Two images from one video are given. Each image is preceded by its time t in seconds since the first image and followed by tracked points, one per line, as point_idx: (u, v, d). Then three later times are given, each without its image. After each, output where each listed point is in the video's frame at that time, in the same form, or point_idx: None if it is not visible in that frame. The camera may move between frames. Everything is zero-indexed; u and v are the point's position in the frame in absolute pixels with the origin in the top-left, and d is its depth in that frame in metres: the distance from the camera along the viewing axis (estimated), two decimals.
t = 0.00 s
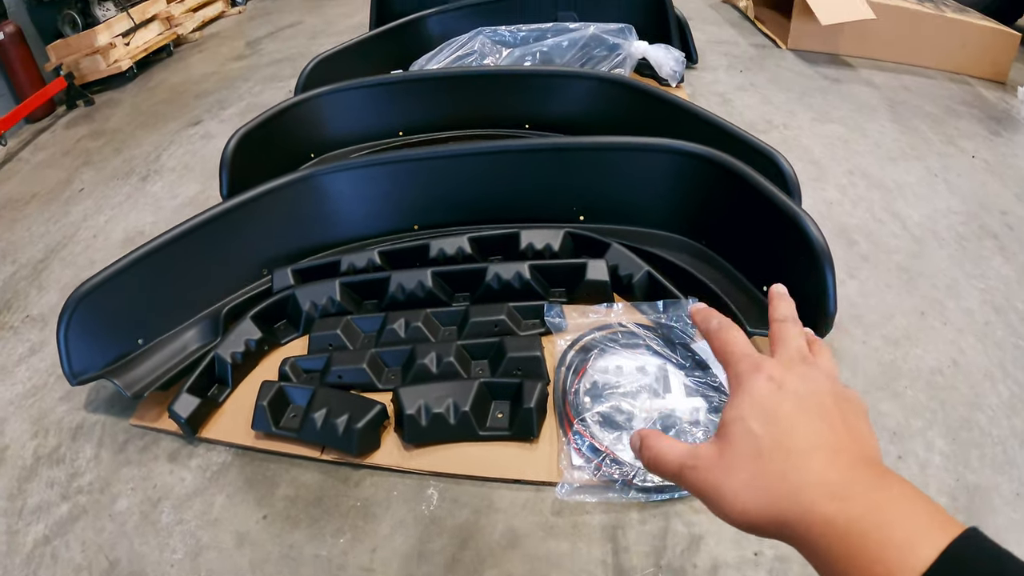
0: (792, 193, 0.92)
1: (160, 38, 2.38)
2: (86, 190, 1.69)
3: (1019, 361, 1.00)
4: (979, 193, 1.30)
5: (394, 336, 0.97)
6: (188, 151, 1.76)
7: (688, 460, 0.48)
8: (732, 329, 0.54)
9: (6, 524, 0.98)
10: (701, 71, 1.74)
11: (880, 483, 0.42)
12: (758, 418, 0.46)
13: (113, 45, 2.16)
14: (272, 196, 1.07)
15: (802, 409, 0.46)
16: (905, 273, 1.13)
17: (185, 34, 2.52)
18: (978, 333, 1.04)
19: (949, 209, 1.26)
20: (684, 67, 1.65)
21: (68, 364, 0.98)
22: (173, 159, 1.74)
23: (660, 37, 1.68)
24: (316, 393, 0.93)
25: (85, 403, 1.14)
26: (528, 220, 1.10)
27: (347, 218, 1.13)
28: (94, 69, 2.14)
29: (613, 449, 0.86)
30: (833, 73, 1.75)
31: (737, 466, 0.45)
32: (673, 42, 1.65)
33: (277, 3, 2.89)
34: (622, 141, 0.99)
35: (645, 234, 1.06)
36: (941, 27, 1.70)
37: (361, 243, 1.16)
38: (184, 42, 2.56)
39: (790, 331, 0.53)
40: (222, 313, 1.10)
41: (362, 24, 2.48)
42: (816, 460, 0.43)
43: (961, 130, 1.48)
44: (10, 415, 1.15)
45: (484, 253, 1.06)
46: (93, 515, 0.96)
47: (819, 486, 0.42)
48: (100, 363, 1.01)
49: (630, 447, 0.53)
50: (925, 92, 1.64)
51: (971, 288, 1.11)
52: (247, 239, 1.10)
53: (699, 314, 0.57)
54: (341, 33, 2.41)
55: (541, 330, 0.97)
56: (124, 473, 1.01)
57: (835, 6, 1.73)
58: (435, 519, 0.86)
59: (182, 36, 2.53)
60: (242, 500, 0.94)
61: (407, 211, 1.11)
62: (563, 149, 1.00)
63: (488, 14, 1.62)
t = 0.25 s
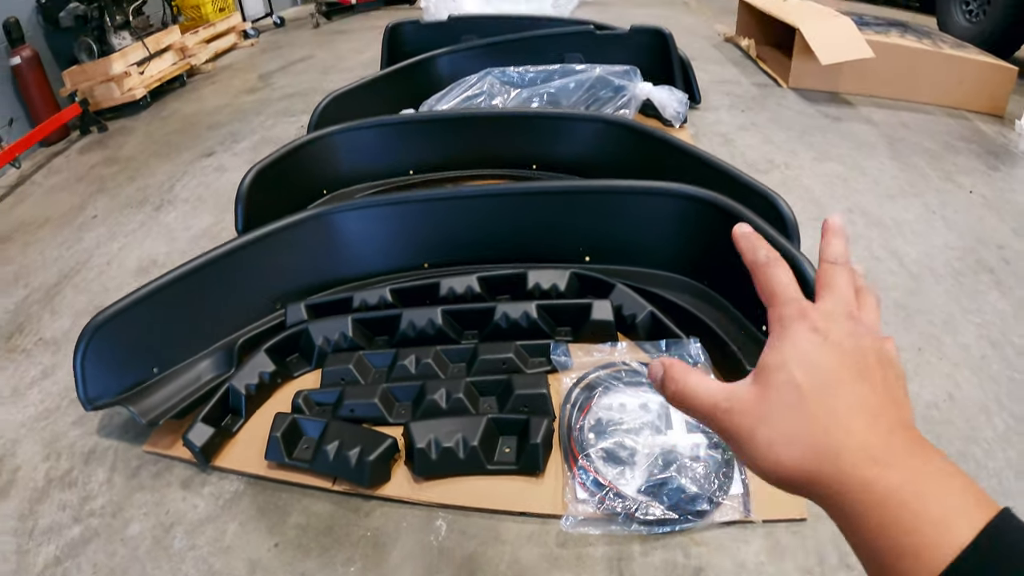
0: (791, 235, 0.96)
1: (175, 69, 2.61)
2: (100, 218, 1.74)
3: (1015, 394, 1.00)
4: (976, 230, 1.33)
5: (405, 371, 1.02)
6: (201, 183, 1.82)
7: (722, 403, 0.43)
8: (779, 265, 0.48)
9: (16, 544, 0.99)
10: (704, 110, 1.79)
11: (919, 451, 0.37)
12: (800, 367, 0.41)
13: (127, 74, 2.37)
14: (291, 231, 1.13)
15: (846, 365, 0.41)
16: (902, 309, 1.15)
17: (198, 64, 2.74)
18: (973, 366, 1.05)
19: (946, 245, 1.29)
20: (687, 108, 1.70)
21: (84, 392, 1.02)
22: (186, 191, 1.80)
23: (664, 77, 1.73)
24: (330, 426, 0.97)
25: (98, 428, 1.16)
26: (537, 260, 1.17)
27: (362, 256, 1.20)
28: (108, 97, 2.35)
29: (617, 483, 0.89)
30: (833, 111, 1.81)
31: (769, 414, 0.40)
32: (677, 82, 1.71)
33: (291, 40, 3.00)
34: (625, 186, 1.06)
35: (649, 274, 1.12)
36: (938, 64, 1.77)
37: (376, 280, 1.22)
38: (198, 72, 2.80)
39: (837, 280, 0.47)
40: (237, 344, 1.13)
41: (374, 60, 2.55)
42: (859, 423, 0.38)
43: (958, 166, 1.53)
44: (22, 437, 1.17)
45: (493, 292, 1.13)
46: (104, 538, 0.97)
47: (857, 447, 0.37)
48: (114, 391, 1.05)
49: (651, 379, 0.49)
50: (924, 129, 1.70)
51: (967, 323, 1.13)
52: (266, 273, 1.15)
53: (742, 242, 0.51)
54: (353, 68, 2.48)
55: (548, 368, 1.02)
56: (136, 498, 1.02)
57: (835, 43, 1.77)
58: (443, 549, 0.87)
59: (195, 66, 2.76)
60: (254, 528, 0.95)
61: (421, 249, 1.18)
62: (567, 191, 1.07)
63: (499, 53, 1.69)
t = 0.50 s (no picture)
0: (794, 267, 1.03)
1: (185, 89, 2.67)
2: (109, 236, 1.77)
3: (1016, 421, 1.00)
4: (977, 259, 1.34)
5: (415, 400, 1.05)
6: (211, 206, 1.85)
7: (705, 448, 0.31)
8: (727, 249, 0.35)
9: (23, 561, 0.98)
10: (708, 141, 1.82)
11: (941, 474, 0.31)
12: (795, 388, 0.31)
13: (139, 94, 2.43)
14: (308, 257, 1.17)
15: (842, 378, 0.31)
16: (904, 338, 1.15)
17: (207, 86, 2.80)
18: (972, 393, 1.05)
19: (947, 274, 1.31)
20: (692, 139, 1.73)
21: (95, 411, 1.03)
22: (196, 213, 1.82)
23: (669, 106, 1.77)
24: (341, 452, 0.98)
25: (107, 448, 1.16)
26: (544, 290, 1.22)
27: (374, 284, 1.24)
28: (119, 116, 2.38)
29: (624, 511, 0.90)
30: (835, 141, 1.84)
31: (770, 453, 0.30)
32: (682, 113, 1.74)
33: (300, 64, 3.05)
34: (630, 219, 1.11)
35: (653, 304, 1.17)
36: (938, 93, 1.82)
37: (387, 309, 1.26)
38: (208, 95, 2.85)
39: (783, 253, 0.35)
40: (249, 368, 1.15)
41: (383, 86, 2.59)
42: (884, 447, 0.30)
43: (959, 195, 1.57)
44: (29, 453, 1.17)
45: (502, 322, 1.17)
46: (112, 558, 0.97)
47: (885, 476, 0.30)
48: (126, 411, 1.05)
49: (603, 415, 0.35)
50: (926, 158, 1.74)
51: (969, 351, 1.13)
52: (282, 299, 1.18)
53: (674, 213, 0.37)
54: (361, 94, 2.51)
55: (556, 398, 1.05)
56: (145, 519, 1.01)
57: (837, 74, 1.80)
58: None
59: (205, 88, 2.81)
60: (263, 551, 0.94)
61: (434, 277, 1.23)
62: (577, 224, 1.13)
63: (505, 84, 1.77)
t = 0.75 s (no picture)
0: (801, 271, 1.02)
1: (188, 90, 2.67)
2: (111, 237, 1.76)
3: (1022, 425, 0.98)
4: (981, 263, 1.34)
5: (419, 404, 1.05)
6: (214, 207, 1.84)
7: None
8: (627, 375, 0.33)
9: (22, 564, 0.97)
10: (712, 144, 1.81)
11: None
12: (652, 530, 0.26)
13: (141, 95, 2.43)
14: (311, 259, 1.17)
15: (702, 497, 0.27)
16: (910, 343, 1.14)
17: (210, 87, 2.80)
18: (977, 398, 1.04)
19: (952, 278, 1.30)
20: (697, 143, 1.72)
21: (95, 413, 1.01)
22: (198, 214, 1.82)
23: (674, 108, 1.76)
24: (344, 456, 0.98)
25: (107, 450, 1.15)
26: (549, 294, 1.22)
27: (378, 286, 1.23)
28: (121, 116, 2.38)
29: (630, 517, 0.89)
30: (839, 144, 1.84)
31: None
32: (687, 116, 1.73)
33: (303, 65, 3.05)
34: (637, 222, 1.11)
35: (659, 309, 1.17)
36: (942, 97, 1.82)
37: (390, 312, 1.25)
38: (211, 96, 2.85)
39: (633, 393, 0.32)
40: (252, 371, 1.14)
41: (386, 88, 2.58)
42: None
43: (963, 199, 1.56)
44: (29, 455, 1.16)
45: (506, 325, 1.16)
46: (112, 561, 0.96)
47: None
48: (126, 414, 1.04)
49: None
50: (930, 161, 1.74)
51: (974, 356, 1.12)
52: (285, 301, 1.18)
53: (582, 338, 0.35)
54: (364, 95, 2.51)
55: (561, 402, 1.04)
56: (146, 522, 1.01)
57: (841, 77, 1.79)
58: None
59: (207, 89, 2.81)
60: (265, 555, 0.93)
61: (438, 281, 1.23)
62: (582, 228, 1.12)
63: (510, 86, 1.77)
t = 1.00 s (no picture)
0: (802, 273, 1.03)
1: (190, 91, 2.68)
2: (114, 238, 1.77)
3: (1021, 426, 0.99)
4: (981, 265, 1.34)
5: (423, 404, 1.06)
6: (217, 208, 1.85)
7: (712, 512, 0.38)
8: (778, 315, 0.43)
9: (28, 562, 0.98)
10: (713, 146, 1.82)
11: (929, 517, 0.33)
12: (784, 452, 0.36)
13: (144, 95, 2.44)
14: (315, 261, 1.17)
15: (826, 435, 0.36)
16: (910, 345, 1.14)
17: (212, 88, 2.81)
18: (976, 399, 1.04)
19: (951, 280, 1.31)
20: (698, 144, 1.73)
21: (101, 413, 1.03)
22: (201, 215, 1.82)
23: (675, 110, 1.77)
24: (348, 455, 0.98)
25: (112, 450, 1.16)
26: (551, 295, 1.23)
27: (381, 287, 1.24)
28: (124, 116, 2.39)
29: (631, 516, 0.90)
30: (840, 146, 1.84)
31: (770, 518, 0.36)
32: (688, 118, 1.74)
33: (305, 66, 3.06)
34: (639, 224, 1.12)
35: (661, 311, 1.18)
36: (941, 99, 1.83)
37: (394, 312, 1.26)
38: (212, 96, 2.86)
39: (782, 331, 0.42)
40: (256, 371, 1.15)
41: (388, 89, 2.59)
42: (865, 496, 0.34)
43: (963, 200, 1.57)
44: (34, 454, 1.17)
45: (509, 326, 1.17)
46: (118, 560, 0.97)
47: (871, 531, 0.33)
48: (131, 414, 1.05)
49: (629, 476, 0.43)
50: (930, 163, 1.75)
51: (973, 357, 1.12)
52: (289, 302, 1.19)
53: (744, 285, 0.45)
54: (366, 96, 2.52)
55: (563, 403, 1.05)
56: (151, 521, 1.02)
57: (841, 79, 1.80)
58: None
59: (210, 89, 2.82)
60: (270, 554, 0.94)
61: (441, 282, 1.24)
62: (584, 229, 1.13)
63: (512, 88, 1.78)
